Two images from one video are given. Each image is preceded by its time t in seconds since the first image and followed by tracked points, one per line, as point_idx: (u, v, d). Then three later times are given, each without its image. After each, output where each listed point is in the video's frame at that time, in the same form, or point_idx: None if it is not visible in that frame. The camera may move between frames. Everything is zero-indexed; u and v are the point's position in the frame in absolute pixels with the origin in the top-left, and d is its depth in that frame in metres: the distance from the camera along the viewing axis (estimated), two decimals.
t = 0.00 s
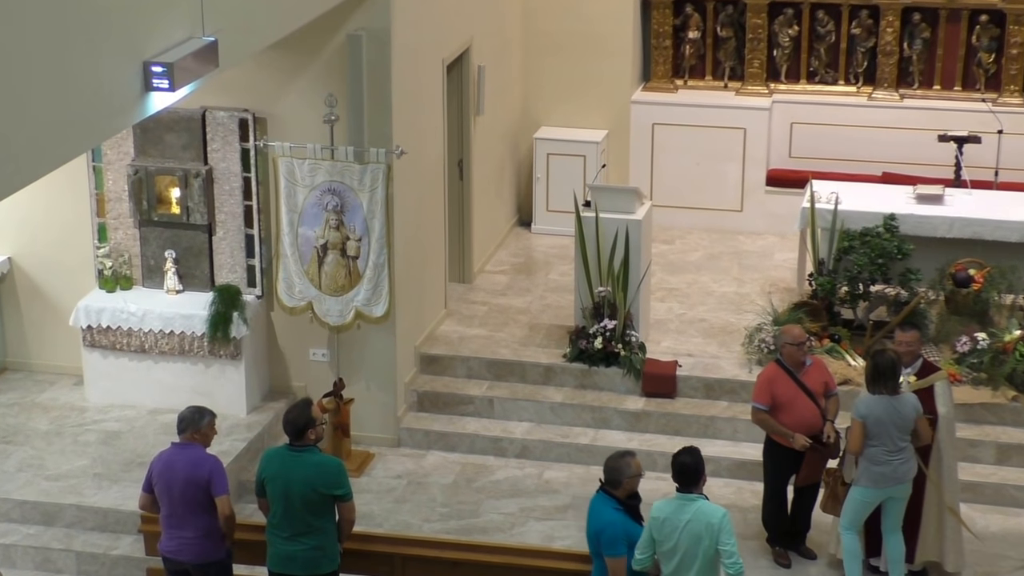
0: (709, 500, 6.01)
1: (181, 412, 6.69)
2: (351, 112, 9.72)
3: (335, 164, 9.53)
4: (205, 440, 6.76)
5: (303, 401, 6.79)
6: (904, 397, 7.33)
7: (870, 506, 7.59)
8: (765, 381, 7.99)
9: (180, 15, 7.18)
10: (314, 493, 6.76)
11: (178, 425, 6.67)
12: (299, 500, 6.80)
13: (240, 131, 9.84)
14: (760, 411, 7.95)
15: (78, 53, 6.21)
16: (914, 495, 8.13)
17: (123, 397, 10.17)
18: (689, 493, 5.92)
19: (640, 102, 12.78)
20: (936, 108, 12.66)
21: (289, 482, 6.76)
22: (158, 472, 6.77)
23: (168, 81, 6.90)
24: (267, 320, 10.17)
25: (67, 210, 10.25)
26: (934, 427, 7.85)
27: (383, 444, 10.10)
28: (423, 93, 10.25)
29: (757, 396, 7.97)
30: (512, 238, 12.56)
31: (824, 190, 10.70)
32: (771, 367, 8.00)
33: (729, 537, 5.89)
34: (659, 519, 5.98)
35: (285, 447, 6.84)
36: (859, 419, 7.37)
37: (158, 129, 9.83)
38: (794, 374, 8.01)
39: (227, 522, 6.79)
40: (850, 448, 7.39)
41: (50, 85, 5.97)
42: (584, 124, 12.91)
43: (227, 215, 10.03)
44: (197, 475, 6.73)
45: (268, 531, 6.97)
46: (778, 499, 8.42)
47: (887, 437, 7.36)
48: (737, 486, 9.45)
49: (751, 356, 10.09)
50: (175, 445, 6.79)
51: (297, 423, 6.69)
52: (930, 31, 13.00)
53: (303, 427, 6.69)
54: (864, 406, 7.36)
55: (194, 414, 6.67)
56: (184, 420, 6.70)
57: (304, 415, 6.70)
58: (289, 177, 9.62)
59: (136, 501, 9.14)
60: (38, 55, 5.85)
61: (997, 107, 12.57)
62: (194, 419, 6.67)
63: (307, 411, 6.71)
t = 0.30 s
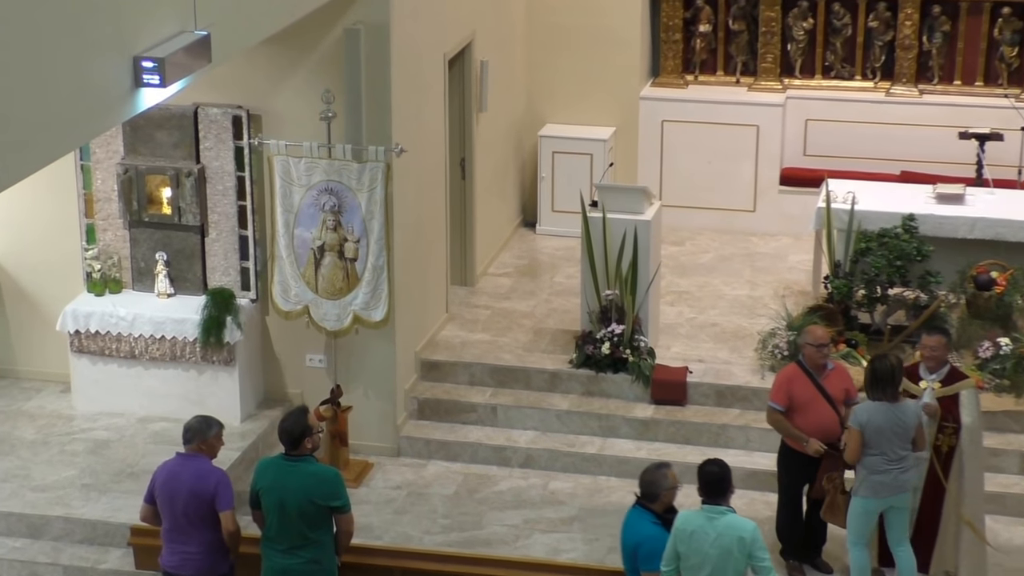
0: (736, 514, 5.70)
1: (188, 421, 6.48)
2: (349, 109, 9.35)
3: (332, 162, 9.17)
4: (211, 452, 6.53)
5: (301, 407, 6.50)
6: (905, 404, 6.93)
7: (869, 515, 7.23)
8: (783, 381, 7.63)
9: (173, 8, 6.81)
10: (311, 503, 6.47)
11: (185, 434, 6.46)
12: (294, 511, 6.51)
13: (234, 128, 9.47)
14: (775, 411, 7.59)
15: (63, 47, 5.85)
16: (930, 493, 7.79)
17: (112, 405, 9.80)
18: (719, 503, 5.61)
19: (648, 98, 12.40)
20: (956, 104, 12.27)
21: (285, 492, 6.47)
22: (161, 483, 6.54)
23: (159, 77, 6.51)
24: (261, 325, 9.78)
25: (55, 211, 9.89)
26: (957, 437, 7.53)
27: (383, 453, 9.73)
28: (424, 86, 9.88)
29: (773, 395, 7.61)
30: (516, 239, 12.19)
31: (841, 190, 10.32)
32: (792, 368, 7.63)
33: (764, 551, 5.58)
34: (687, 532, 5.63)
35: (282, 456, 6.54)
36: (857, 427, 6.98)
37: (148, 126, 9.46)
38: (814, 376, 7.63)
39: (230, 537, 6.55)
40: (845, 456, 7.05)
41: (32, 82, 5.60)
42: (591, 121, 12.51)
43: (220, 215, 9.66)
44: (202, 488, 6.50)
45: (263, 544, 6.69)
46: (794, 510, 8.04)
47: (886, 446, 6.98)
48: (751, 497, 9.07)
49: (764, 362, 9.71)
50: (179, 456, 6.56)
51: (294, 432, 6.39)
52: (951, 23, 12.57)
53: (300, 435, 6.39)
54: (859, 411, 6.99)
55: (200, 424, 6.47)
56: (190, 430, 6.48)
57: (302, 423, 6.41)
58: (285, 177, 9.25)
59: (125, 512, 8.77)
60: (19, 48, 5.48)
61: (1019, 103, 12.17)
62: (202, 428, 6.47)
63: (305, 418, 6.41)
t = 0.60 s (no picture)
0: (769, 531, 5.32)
1: (198, 429, 6.04)
2: (347, 105, 9.00)
3: (329, 160, 8.81)
4: (220, 463, 6.10)
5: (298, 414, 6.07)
6: (905, 408, 6.63)
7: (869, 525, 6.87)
8: (797, 386, 7.27)
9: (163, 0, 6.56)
10: (307, 514, 6.03)
11: (195, 443, 6.02)
12: (289, 524, 6.06)
13: (227, 125, 9.14)
14: (788, 418, 7.24)
15: (48, 43, 5.61)
16: (952, 500, 7.31)
17: (100, 412, 9.45)
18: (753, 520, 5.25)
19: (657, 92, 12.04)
20: (977, 100, 11.90)
21: (279, 505, 6.03)
22: (165, 491, 6.10)
23: (150, 71, 6.24)
24: (255, 328, 9.43)
25: (41, 210, 9.55)
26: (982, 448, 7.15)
27: (381, 461, 9.37)
28: (425, 78, 9.53)
29: (786, 401, 7.26)
30: (519, 239, 11.84)
31: (856, 188, 9.97)
32: (806, 373, 7.28)
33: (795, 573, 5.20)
34: (718, 548, 5.26)
35: (276, 465, 6.08)
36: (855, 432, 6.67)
37: (138, 123, 9.12)
38: (829, 381, 7.27)
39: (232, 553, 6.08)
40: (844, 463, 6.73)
41: (15, 79, 5.36)
42: (599, 118, 12.15)
43: (213, 215, 9.31)
44: (209, 501, 6.05)
45: (256, 557, 6.20)
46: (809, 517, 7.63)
47: (886, 451, 6.67)
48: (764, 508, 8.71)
49: (777, 368, 9.35)
50: (186, 465, 6.11)
51: (289, 438, 5.95)
52: (971, 16, 12.22)
53: (294, 443, 5.95)
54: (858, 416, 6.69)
55: (208, 432, 6.01)
56: (199, 438, 6.04)
57: (297, 429, 5.97)
58: (279, 175, 8.91)
59: (114, 524, 8.41)
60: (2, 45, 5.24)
61: None
62: (211, 436, 6.03)
63: (300, 425, 5.97)
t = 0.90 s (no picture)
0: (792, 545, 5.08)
1: (184, 436, 5.61)
2: (344, 101, 8.66)
3: (325, 157, 8.49)
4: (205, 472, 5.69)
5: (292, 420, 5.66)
6: (913, 411, 6.37)
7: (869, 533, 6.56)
8: (804, 398, 6.86)
9: None
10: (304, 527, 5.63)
11: (185, 455, 5.60)
12: (285, 535, 5.66)
13: (220, 121, 8.78)
14: (798, 432, 6.81)
15: (31, 37, 5.50)
16: (976, 516, 6.96)
17: (88, 420, 9.11)
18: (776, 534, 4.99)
19: (666, 87, 11.71)
20: (998, 94, 11.55)
21: (275, 515, 5.63)
22: (155, 504, 5.69)
23: (139, 65, 6.13)
24: (248, 332, 9.09)
25: (26, 209, 9.20)
26: (1009, 457, 6.78)
27: (379, 470, 9.02)
28: (426, 71, 9.19)
29: (795, 415, 6.85)
30: (523, 239, 11.49)
31: (873, 187, 9.62)
32: (811, 384, 6.87)
33: None
34: (736, 560, 5.02)
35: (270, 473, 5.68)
36: (864, 435, 6.35)
37: (126, 119, 8.78)
38: (837, 389, 6.87)
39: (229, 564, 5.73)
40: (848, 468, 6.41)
41: None
42: (606, 114, 11.79)
43: (204, 214, 8.95)
44: (203, 513, 5.66)
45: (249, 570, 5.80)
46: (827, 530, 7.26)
47: (894, 455, 6.37)
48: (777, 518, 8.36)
49: (791, 373, 9.00)
50: (174, 475, 5.70)
51: (285, 449, 5.55)
52: (992, 8, 11.87)
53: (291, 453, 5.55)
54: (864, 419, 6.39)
55: (193, 443, 5.59)
56: (186, 448, 5.62)
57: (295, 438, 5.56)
58: (273, 173, 8.58)
59: (102, 535, 8.07)
60: None
61: None
62: (199, 447, 5.61)
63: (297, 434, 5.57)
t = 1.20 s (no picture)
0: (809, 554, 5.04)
1: (141, 447, 5.56)
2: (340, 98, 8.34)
3: (321, 154, 8.16)
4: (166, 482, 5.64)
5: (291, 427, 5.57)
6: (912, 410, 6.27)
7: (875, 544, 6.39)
8: (822, 401, 6.54)
9: None
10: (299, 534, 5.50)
11: (151, 469, 5.55)
12: (280, 545, 5.53)
13: (212, 117, 8.47)
14: (816, 435, 6.49)
15: (13, 29, 5.22)
16: (1003, 526, 6.60)
17: (76, 427, 8.78)
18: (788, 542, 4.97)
19: (676, 82, 11.38)
20: (1020, 89, 11.20)
21: (269, 523, 5.51)
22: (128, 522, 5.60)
23: (126, 59, 5.88)
24: (241, 337, 8.76)
25: (11, 209, 8.87)
26: None
27: (378, 479, 8.68)
28: (426, 63, 8.87)
29: (812, 418, 6.53)
30: (526, 239, 11.16)
31: (891, 186, 9.28)
32: (832, 386, 6.56)
33: None
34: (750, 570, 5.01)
35: (264, 483, 5.58)
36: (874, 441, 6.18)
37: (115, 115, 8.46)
38: (857, 394, 6.54)
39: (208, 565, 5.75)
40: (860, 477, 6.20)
41: None
42: (614, 110, 11.44)
43: (196, 214, 8.63)
44: (180, 522, 5.62)
45: None
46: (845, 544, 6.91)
47: (903, 457, 6.24)
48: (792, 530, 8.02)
49: (805, 379, 8.66)
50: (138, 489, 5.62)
51: (283, 459, 5.45)
52: None
53: (288, 460, 5.46)
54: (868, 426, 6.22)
55: (153, 451, 5.55)
56: (145, 459, 5.56)
57: (292, 446, 5.48)
58: (268, 171, 8.25)
59: (90, 547, 7.73)
60: None
61: None
62: (160, 454, 5.57)
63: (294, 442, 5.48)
